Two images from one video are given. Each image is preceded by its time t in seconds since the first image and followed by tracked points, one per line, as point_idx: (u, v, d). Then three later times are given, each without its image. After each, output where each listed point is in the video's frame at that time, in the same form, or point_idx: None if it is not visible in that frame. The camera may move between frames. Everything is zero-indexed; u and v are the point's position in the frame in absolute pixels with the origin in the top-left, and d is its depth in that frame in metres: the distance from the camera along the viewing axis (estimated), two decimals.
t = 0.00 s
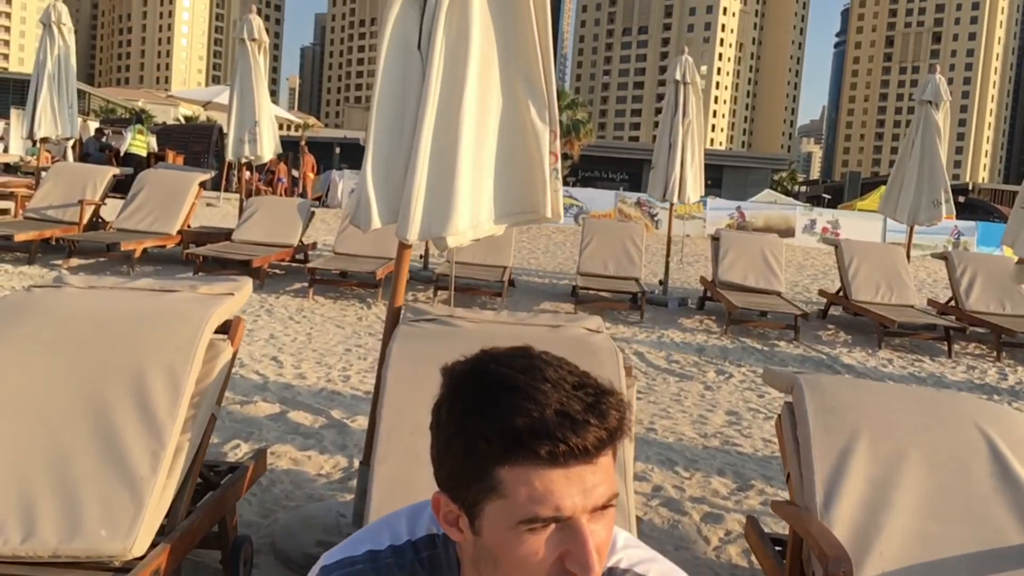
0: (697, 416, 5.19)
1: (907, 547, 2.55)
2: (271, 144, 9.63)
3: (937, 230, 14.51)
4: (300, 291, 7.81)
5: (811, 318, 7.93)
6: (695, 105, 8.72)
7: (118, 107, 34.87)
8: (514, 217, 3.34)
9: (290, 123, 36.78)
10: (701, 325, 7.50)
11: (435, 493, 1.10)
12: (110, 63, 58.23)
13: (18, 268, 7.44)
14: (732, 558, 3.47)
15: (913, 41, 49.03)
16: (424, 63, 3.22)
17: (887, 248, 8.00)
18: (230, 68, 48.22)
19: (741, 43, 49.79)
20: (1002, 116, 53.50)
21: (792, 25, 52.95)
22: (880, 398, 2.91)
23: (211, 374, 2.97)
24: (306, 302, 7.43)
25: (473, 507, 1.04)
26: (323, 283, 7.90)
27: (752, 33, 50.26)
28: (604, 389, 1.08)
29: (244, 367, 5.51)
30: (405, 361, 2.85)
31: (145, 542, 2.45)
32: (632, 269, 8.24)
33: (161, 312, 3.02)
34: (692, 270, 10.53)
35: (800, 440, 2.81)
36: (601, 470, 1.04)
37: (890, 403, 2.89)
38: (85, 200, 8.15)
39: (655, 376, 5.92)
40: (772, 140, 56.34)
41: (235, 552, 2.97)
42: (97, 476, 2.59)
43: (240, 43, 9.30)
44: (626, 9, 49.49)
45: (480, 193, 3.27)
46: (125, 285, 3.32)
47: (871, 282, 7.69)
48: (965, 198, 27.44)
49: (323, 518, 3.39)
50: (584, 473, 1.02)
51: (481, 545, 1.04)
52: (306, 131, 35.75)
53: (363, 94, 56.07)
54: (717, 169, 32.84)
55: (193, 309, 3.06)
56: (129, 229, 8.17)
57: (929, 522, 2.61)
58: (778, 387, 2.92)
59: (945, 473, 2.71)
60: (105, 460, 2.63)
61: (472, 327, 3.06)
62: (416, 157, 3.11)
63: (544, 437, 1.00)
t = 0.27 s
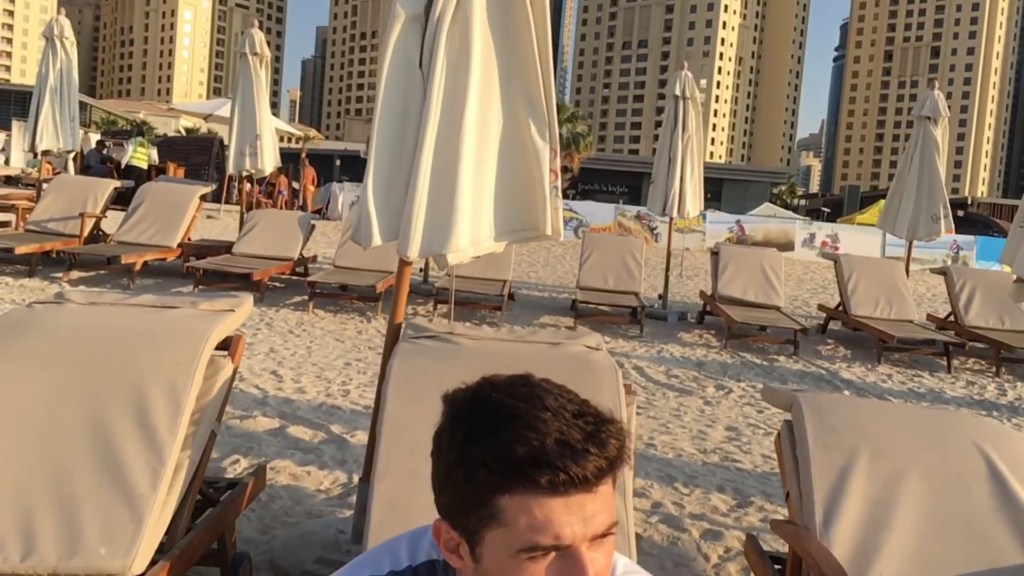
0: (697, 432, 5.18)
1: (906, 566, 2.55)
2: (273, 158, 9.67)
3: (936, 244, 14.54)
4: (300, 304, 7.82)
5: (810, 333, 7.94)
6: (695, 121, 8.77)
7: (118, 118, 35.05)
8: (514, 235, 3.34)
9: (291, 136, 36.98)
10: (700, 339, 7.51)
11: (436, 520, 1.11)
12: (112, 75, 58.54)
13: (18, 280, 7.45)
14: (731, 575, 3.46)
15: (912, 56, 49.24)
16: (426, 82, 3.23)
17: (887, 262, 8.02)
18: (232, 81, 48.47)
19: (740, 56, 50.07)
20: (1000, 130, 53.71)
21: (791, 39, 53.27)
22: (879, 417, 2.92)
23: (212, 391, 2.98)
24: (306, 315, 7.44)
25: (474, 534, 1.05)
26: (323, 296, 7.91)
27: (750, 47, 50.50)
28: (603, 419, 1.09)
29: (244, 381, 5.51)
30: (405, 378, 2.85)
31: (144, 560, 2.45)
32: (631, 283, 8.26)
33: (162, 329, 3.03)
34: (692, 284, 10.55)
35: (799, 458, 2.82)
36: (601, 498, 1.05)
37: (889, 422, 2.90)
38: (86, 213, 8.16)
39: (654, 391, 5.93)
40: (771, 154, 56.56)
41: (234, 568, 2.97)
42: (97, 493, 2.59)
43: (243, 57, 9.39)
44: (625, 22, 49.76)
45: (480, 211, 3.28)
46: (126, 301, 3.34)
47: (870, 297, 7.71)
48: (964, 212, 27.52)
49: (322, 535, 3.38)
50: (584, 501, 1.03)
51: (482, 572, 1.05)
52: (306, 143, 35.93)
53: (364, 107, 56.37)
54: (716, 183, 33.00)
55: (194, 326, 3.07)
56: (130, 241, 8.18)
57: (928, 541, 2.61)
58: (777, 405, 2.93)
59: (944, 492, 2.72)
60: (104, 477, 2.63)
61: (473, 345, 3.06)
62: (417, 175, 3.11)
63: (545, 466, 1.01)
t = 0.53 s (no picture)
0: (697, 448, 5.18)
1: None
2: (274, 172, 9.70)
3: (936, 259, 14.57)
4: (300, 318, 7.83)
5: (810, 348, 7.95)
6: (694, 136, 8.79)
7: (119, 131, 35.19)
8: (513, 252, 3.35)
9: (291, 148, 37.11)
10: (699, 354, 7.52)
11: (436, 547, 1.11)
12: (113, 88, 58.81)
13: (18, 294, 7.46)
14: None
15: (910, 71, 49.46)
16: (427, 100, 3.24)
17: (885, 278, 8.03)
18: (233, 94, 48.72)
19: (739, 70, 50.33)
20: (999, 144, 53.93)
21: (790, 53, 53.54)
22: (878, 437, 2.92)
23: (211, 408, 2.99)
24: (306, 329, 7.45)
25: (474, 562, 1.05)
26: (323, 310, 7.92)
27: (749, 61, 50.77)
28: (602, 448, 1.10)
29: (244, 396, 5.51)
30: (405, 395, 2.86)
31: None
32: (631, 297, 8.27)
33: (163, 346, 3.04)
34: (691, 299, 10.56)
35: (798, 477, 2.82)
36: (600, 526, 1.06)
37: (888, 440, 2.91)
38: (87, 226, 8.18)
39: (654, 406, 5.92)
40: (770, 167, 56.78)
41: None
42: (96, 510, 2.59)
43: (244, 73, 9.48)
44: (625, 37, 50.06)
45: (480, 229, 3.28)
46: (127, 317, 3.35)
47: (869, 312, 7.72)
48: (963, 226, 27.61)
49: (321, 552, 3.37)
50: (583, 530, 1.04)
51: None
52: (306, 156, 36.07)
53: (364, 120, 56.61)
54: (716, 196, 33.16)
55: (195, 343, 3.08)
56: (130, 255, 8.19)
57: (928, 561, 2.61)
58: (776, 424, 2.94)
59: (943, 512, 2.72)
60: (104, 495, 2.63)
61: (473, 362, 3.07)
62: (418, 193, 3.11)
63: (545, 494, 1.01)
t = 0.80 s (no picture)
0: (696, 463, 5.18)
1: None
2: (274, 185, 9.72)
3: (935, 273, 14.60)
4: (300, 331, 7.84)
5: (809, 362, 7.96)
6: (693, 151, 8.84)
7: (121, 142, 35.38)
8: (514, 269, 3.36)
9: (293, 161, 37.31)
10: (699, 369, 7.52)
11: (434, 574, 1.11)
12: (115, 100, 59.12)
13: (19, 307, 7.46)
14: None
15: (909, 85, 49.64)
16: (427, 118, 3.25)
17: (885, 293, 8.05)
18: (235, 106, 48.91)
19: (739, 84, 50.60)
20: (997, 158, 54.15)
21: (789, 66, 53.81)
22: (878, 456, 2.92)
23: (212, 425, 2.99)
24: (306, 342, 7.45)
25: None
26: (323, 323, 7.93)
27: (749, 74, 50.98)
28: (601, 480, 1.10)
29: (243, 410, 5.51)
30: (405, 412, 2.86)
31: None
32: (631, 311, 8.28)
33: (164, 362, 3.04)
34: (690, 312, 10.57)
35: (798, 495, 2.82)
36: (600, 554, 1.07)
37: (887, 459, 2.91)
38: (88, 239, 8.19)
39: (653, 421, 5.92)
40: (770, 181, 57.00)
41: None
42: (96, 528, 2.59)
43: (245, 86, 9.52)
44: (625, 51, 50.29)
45: (481, 245, 3.28)
46: (128, 333, 3.36)
47: (868, 327, 7.72)
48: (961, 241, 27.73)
49: (320, 569, 3.36)
50: (581, 559, 1.05)
51: None
52: (307, 168, 36.24)
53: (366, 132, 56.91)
54: (715, 210, 33.33)
55: (195, 360, 3.10)
56: (130, 268, 8.20)
57: None
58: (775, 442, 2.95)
59: (943, 531, 2.71)
60: (103, 512, 2.63)
61: (472, 380, 3.08)
62: (419, 210, 3.11)
63: (545, 524, 1.02)
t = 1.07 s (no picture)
0: (695, 476, 5.18)
1: None
2: (275, 196, 9.75)
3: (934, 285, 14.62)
4: (300, 343, 7.84)
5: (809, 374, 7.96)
6: (693, 163, 8.88)
7: (121, 153, 35.49)
8: (514, 283, 3.37)
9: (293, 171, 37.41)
10: (699, 381, 7.52)
11: None
12: (117, 110, 59.35)
13: (19, 318, 7.47)
14: None
15: (908, 97, 49.77)
16: (429, 134, 3.25)
17: (884, 305, 8.05)
18: (236, 116, 49.07)
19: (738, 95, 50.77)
20: (997, 170, 54.30)
21: (789, 78, 54.02)
22: (877, 471, 2.93)
23: (211, 440, 3.00)
24: (305, 354, 7.46)
25: None
26: (322, 335, 7.93)
27: (748, 86, 51.14)
28: (600, 503, 1.11)
29: (243, 422, 5.51)
30: (404, 427, 2.86)
31: None
32: (630, 323, 8.28)
33: (164, 376, 3.05)
34: (690, 324, 10.58)
35: (797, 511, 2.83)
36: None
37: (887, 475, 2.91)
38: (89, 250, 8.20)
39: (653, 433, 5.92)
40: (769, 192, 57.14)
41: None
42: (95, 543, 2.59)
43: (246, 98, 9.55)
44: (625, 62, 50.47)
45: (481, 260, 3.29)
46: (128, 347, 3.36)
47: (867, 340, 7.73)
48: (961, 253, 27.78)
49: None
50: None
51: None
52: (308, 179, 36.37)
53: (366, 143, 57.08)
54: (715, 221, 33.42)
55: (195, 374, 3.11)
56: (131, 279, 8.20)
57: None
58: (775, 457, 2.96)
59: (943, 547, 2.71)
60: (102, 527, 2.63)
61: (472, 394, 3.08)
62: (419, 224, 3.12)
63: (544, 547, 1.02)
